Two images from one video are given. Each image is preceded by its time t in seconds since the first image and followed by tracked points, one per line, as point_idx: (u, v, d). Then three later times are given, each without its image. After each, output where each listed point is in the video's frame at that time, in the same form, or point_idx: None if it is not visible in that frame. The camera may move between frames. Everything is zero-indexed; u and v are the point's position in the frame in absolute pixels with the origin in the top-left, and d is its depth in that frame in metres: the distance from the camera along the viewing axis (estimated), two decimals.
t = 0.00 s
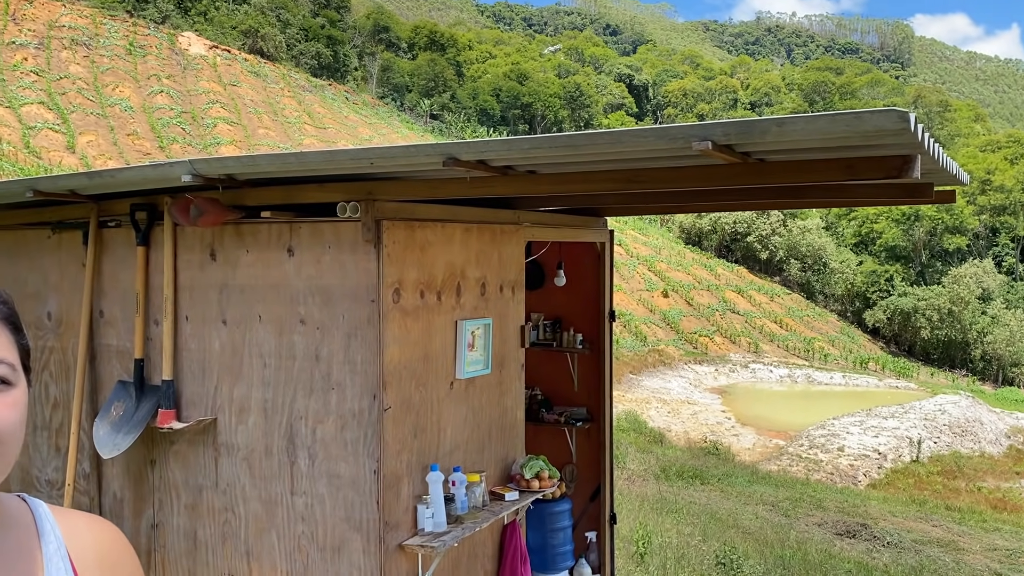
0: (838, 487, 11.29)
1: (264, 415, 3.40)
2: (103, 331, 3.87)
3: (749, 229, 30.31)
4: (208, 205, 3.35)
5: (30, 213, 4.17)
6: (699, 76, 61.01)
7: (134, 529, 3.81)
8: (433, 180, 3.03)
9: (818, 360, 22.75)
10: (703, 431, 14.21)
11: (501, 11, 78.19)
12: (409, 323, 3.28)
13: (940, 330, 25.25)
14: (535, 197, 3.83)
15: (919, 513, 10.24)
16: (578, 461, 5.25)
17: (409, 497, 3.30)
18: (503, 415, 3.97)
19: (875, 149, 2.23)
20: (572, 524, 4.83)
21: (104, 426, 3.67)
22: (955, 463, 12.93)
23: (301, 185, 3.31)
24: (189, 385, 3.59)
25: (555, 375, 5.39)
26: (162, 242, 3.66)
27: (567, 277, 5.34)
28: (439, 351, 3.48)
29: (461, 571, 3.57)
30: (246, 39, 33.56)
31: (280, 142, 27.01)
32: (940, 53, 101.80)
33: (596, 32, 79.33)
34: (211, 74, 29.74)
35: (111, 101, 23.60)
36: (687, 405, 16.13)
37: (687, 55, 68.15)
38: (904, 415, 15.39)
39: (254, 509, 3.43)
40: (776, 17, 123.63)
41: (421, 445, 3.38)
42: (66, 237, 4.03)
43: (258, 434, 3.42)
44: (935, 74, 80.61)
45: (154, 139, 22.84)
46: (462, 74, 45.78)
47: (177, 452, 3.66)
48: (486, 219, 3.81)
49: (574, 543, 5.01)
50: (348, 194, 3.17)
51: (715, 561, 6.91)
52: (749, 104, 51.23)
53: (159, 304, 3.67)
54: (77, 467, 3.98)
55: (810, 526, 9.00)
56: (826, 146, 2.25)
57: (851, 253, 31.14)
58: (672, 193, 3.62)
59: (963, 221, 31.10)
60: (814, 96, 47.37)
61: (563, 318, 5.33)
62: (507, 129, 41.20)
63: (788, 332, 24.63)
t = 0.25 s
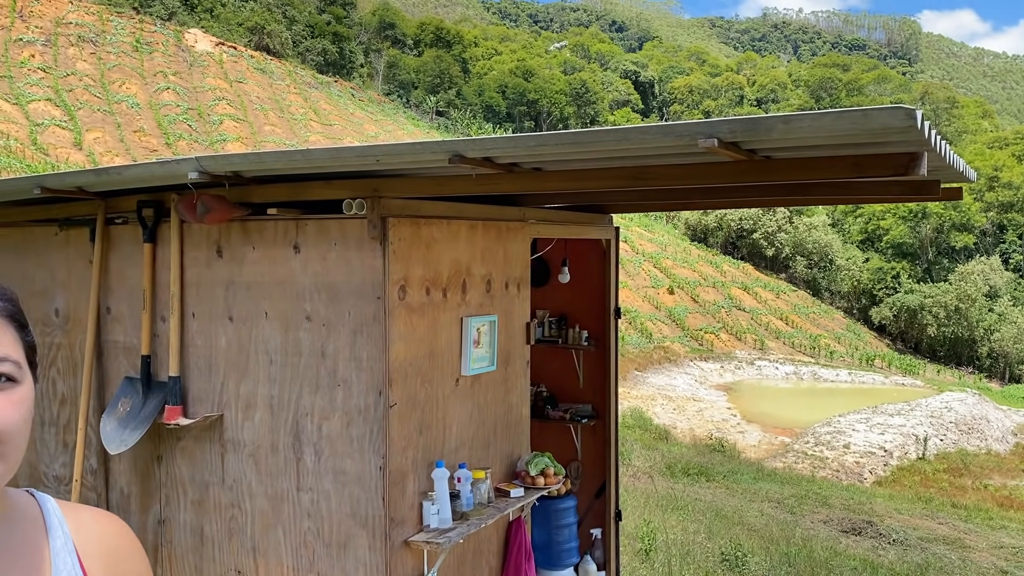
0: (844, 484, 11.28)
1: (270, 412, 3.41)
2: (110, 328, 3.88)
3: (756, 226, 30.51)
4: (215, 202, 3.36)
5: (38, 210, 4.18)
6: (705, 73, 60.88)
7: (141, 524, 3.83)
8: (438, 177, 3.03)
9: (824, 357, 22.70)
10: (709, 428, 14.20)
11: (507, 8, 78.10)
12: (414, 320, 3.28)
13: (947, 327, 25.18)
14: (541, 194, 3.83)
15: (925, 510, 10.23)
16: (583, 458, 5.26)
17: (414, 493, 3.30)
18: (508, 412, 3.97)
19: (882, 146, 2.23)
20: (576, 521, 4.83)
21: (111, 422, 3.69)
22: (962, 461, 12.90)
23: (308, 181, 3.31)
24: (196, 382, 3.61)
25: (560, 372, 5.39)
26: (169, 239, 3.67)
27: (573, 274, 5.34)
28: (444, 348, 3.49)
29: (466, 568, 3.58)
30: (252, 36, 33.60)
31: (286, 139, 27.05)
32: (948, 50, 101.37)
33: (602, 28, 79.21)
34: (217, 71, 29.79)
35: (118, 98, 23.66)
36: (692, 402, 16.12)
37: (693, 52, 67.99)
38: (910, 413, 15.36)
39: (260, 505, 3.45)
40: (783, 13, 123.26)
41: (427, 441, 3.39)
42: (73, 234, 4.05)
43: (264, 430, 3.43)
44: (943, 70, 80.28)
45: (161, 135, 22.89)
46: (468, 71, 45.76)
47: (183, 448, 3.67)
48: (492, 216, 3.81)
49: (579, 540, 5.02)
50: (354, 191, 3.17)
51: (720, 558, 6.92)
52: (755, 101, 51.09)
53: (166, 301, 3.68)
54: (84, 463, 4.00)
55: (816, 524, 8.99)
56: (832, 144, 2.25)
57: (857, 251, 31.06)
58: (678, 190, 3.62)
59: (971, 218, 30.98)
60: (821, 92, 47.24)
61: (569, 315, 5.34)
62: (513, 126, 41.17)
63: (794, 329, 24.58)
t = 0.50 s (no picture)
0: (856, 479, 11.23)
1: (284, 405, 3.43)
2: (125, 320, 3.91)
3: (767, 220, 30.13)
4: (229, 196, 3.38)
5: (53, 203, 4.21)
6: (718, 66, 60.60)
7: (155, 516, 3.85)
8: (451, 171, 3.03)
9: (836, 352, 22.60)
10: (720, 423, 14.17)
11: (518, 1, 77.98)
12: (427, 313, 3.29)
13: (960, 322, 25.03)
14: (554, 188, 3.82)
15: (938, 506, 10.18)
16: (594, 452, 5.26)
17: (427, 486, 3.31)
18: (520, 406, 3.98)
19: (897, 140, 2.22)
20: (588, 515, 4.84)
21: (126, 415, 3.71)
22: (975, 457, 12.83)
23: (322, 175, 3.32)
24: (210, 375, 3.63)
25: (572, 365, 5.40)
26: (183, 232, 3.68)
27: (585, 268, 5.34)
28: (457, 342, 3.49)
29: (478, 561, 3.59)
30: (264, 30, 33.68)
31: (298, 133, 27.11)
32: (963, 43, 100.56)
33: (614, 22, 78.98)
34: (229, 65, 29.88)
35: (130, 92, 23.77)
36: (703, 397, 16.08)
37: (705, 45, 67.69)
38: (923, 408, 15.29)
39: (273, 497, 3.46)
40: (796, 7, 122.55)
41: (440, 435, 3.40)
42: (88, 228, 4.07)
43: (278, 423, 3.44)
44: (958, 64, 79.65)
45: (173, 129, 22.99)
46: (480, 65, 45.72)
47: (197, 441, 3.69)
48: (504, 210, 3.81)
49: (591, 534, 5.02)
50: (367, 185, 3.18)
51: (731, 553, 6.91)
52: (768, 94, 50.84)
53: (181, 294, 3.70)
54: (99, 454, 4.03)
55: (827, 519, 8.97)
56: (847, 138, 2.23)
57: (870, 245, 30.90)
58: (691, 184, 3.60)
59: (985, 212, 30.74)
60: (834, 86, 46.96)
61: (581, 309, 5.34)
62: (525, 120, 41.13)
63: (806, 324, 24.49)
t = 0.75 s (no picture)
0: (870, 474, 11.19)
1: (302, 394, 3.45)
2: (143, 311, 3.94)
3: (782, 214, 30.12)
4: (246, 186, 3.39)
5: (72, 194, 4.24)
6: (732, 59, 60.29)
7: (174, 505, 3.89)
8: (468, 162, 3.03)
9: (851, 346, 22.49)
10: (733, 417, 14.15)
11: None
12: (444, 305, 3.30)
13: (976, 317, 24.84)
14: (569, 179, 3.82)
15: (953, 501, 10.13)
16: (609, 444, 5.27)
17: (443, 476, 3.33)
18: (536, 397, 3.98)
19: (918, 131, 2.21)
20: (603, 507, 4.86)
21: (145, 404, 3.75)
22: (991, 451, 12.75)
23: (339, 166, 3.33)
24: (228, 365, 3.65)
25: (587, 358, 5.40)
26: (201, 223, 3.71)
27: (600, 260, 5.33)
28: (473, 334, 3.50)
29: (495, 551, 3.61)
30: (278, 24, 33.78)
31: (312, 125, 27.21)
32: (981, 35, 99.66)
33: (628, 15, 78.73)
34: (243, 58, 29.99)
35: (146, 85, 23.92)
36: (717, 391, 16.05)
37: (720, 38, 67.35)
38: (938, 403, 15.22)
39: (291, 487, 3.49)
40: None
41: (456, 425, 3.41)
42: (107, 218, 4.10)
43: (295, 413, 3.47)
44: (976, 56, 78.88)
45: (188, 122, 23.14)
46: (493, 58, 45.68)
47: (215, 430, 3.72)
48: (520, 202, 3.81)
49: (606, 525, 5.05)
50: (384, 176, 3.18)
51: (745, 546, 6.92)
52: (783, 87, 50.55)
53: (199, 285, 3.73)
54: (118, 444, 4.08)
55: (842, 513, 8.95)
56: (867, 128, 2.23)
57: (886, 239, 30.71)
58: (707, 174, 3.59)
59: (1003, 206, 30.48)
60: (850, 79, 46.66)
61: (595, 302, 5.34)
62: (538, 112, 41.08)
63: (820, 318, 24.38)
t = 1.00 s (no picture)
0: (892, 465, 11.12)
1: (328, 380, 3.48)
2: (171, 297, 3.99)
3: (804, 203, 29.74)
4: (274, 173, 3.43)
5: (101, 182, 4.29)
6: (755, 47, 59.78)
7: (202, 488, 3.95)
8: (494, 148, 3.04)
9: (873, 337, 22.32)
10: (754, 407, 14.11)
11: None
12: (469, 291, 3.32)
13: (1001, 308, 24.56)
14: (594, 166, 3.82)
15: (976, 493, 10.06)
16: (631, 432, 5.28)
17: (468, 462, 3.36)
18: (559, 384, 4.00)
19: (951, 115, 2.19)
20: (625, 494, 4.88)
21: (173, 389, 3.80)
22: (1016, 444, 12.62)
23: (364, 153, 3.35)
24: (255, 351, 3.69)
25: (609, 346, 5.40)
26: (228, 209, 3.74)
27: (623, 249, 5.33)
28: (498, 321, 3.52)
29: (518, 536, 3.63)
30: (299, 14, 33.91)
31: (333, 115, 27.32)
32: (1008, 23, 98.12)
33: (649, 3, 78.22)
34: (264, 48, 30.14)
35: (168, 76, 24.13)
36: (737, 381, 16.01)
37: (742, 26, 66.75)
38: (961, 394, 15.09)
39: (317, 471, 3.53)
40: None
41: (480, 411, 3.43)
42: (135, 205, 4.15)
43: (322, 398, 3.50)
44: (1004, 44, 77.70)
45: (210, 112, 23.34)
46: (514, 47, 45.60)
47: (242, 415, 3.77)
48: (545, 189, 3.81)
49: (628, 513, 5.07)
50: (410, 163, 3.20)
51: (765, 536, 6.92)
52: (806, 75, 50.07)
53: (226, 272, 3.77)
54: (147, 428, 4.13)
55: (863, 504, 8.91)
56: (899, 112, 2.22)
57: (909, 230, 30.40)
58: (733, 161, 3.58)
59: None
60: (874, 67, 46.12)
61: (618, 290, 5.34)
62: (558, 102, 40.99)
63: (842, 308, 24.20)
